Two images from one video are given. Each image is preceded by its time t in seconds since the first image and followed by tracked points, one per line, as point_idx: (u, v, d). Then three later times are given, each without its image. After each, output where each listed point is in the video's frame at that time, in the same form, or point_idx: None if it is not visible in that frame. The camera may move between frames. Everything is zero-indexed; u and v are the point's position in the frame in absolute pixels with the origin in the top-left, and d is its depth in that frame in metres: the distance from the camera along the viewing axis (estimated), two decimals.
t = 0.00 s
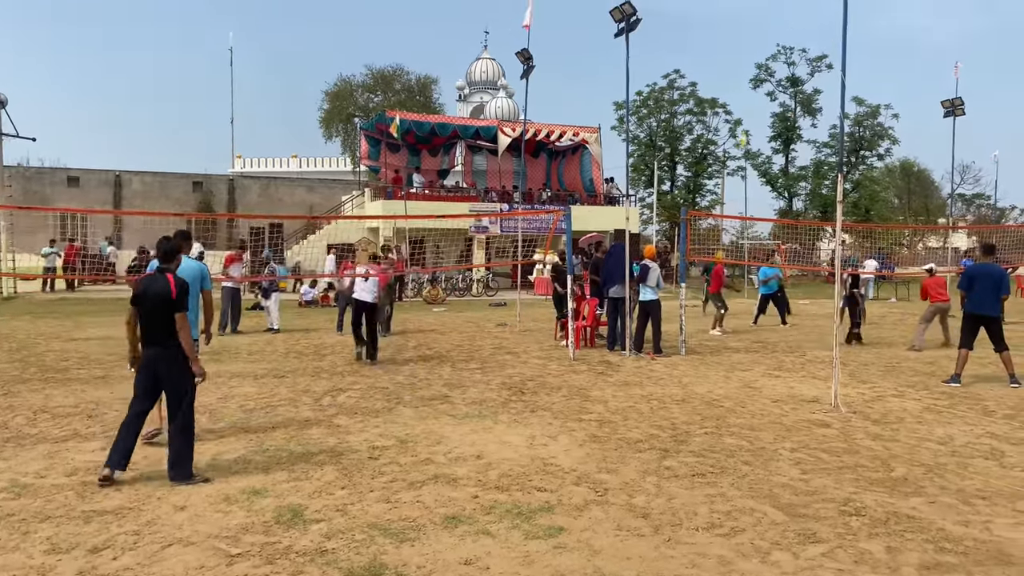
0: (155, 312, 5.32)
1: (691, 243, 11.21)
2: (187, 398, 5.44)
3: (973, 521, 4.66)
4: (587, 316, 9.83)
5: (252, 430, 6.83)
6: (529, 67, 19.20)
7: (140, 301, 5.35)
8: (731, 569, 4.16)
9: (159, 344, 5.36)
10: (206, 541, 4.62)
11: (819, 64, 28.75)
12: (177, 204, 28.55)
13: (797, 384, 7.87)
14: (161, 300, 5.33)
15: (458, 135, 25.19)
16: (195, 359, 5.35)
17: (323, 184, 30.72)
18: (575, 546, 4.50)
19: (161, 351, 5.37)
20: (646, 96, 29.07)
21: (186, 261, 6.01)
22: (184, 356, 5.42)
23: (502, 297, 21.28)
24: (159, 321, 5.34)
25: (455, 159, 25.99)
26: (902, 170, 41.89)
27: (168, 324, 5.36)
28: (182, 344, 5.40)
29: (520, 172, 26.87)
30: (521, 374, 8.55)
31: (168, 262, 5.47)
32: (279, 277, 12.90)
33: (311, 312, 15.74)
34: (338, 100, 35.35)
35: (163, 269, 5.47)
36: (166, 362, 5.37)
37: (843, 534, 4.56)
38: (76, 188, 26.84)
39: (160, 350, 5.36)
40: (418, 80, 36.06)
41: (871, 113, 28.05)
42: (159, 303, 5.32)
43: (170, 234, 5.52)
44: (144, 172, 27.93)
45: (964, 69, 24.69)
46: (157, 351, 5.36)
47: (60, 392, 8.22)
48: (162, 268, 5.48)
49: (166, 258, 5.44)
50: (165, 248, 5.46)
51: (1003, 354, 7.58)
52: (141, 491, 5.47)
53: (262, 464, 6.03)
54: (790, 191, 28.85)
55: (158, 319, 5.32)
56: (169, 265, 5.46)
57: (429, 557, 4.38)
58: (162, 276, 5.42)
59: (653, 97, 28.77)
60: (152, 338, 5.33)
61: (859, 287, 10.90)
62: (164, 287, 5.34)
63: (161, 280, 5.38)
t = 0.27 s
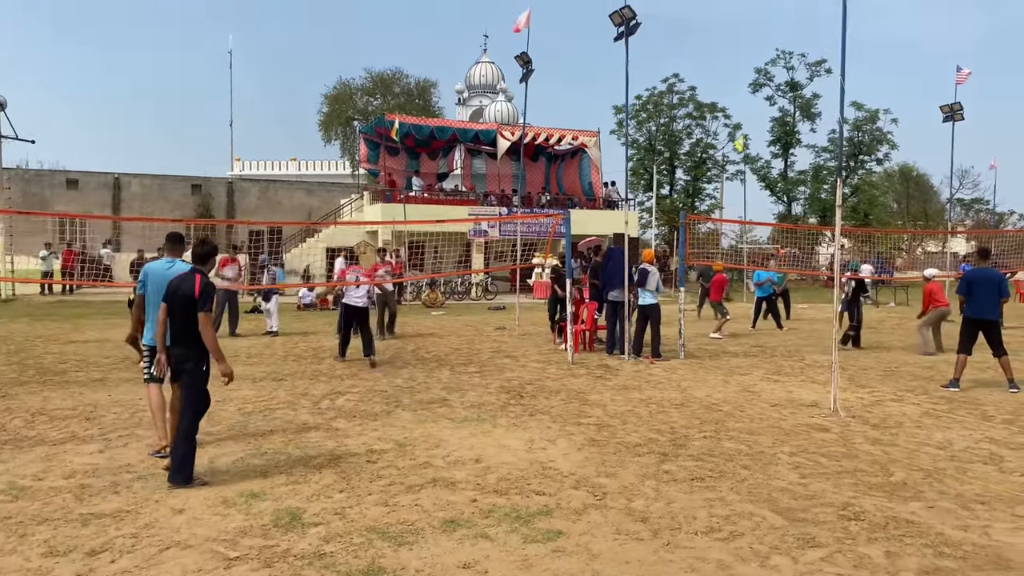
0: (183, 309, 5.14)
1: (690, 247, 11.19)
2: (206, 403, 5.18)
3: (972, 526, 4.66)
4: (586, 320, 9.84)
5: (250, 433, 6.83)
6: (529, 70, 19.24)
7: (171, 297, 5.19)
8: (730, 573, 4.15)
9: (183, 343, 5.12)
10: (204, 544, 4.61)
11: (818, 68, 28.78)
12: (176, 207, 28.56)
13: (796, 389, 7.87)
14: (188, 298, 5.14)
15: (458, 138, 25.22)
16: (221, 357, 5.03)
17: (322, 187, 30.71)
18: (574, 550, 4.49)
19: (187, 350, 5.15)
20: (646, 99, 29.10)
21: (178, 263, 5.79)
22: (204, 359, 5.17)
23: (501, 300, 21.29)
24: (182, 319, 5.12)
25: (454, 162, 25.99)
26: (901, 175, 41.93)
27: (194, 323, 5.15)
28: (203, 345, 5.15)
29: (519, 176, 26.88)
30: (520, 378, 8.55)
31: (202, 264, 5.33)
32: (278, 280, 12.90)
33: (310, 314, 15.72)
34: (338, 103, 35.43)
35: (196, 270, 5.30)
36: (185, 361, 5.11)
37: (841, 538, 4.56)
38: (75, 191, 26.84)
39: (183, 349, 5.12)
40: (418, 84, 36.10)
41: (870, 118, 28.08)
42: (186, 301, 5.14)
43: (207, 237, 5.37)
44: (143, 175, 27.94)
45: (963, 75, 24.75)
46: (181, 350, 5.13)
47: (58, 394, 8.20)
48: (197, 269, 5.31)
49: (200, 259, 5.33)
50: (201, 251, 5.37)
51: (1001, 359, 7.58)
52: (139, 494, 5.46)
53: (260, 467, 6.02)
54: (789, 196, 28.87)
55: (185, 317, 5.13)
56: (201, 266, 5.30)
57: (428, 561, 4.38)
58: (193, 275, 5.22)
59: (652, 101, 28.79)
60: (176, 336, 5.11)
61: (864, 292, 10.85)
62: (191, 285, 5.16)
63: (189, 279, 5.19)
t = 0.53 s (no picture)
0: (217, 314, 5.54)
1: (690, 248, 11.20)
2: (244, 399, 5.61)
3: (972, 527, 4.66)
4: (586, 321, 9.85)
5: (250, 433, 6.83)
6: (529, 71, 19.24)
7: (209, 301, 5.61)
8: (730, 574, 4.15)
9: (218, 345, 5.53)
10: (204, 544, 4.62)
11: (819, 70, 28.79)
12: (176, 207, 28.56)
13: (796, 390, 7.88)
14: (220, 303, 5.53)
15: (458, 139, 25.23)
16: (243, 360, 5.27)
17: (322, 187, 30.72)
18: (574, 551, 4.50)
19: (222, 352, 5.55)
20: (646, 100, 29.12)
21: (171, 264, 5.78)
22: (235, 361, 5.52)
23: (502, 301, 21.28)
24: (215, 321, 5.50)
25: (454, 163, 25.98)
26: (901, 176, 41.94)
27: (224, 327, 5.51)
28: (232, 347, 5.48)
29: (520, 177, 26.89)
30: (520, 379, 8.55)
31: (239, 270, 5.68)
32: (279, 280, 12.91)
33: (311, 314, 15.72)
34: (339, 103, 35.47)
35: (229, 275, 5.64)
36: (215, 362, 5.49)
37: (842, 540, 4.56)
38: (76, 191, 26.83)
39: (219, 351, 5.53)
40: (418, 84, 36.13)
41: (870, 120, 28.09)
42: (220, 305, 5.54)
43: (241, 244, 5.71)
44: (143, 176, 27.94)
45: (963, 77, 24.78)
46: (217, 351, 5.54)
47: (58, 394, 8.21)
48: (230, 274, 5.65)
49: (233, 265, 5.64)
50: (235, 257, 5.68)
51: (1001, 361, 7.59)
52: (139, 494, 5.46)
53: (260, 467, 6.02)
54: (789, 197, 28.88)
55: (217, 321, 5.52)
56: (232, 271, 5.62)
57: (428, 561, 4.38)
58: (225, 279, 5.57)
59: (652, 102, 28.80)
60: (208, 338, 5.51)
61: (862, 295, 10.85)
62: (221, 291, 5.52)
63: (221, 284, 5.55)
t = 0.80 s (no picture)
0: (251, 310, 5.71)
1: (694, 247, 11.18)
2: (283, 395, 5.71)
3: (975, 527, 4.66)
4: (588, 320, 9.86)
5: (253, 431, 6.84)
6: (532, 70, 19.22)
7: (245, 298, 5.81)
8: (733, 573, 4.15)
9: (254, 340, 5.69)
10: (207, 542, 4.62)
11: (821, 69, 28.73)
12: (179, 206, 28.59)
13: (799, 389, 7.88)
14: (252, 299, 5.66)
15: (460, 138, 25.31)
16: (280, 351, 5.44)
17: (325, 186, 30.74)
18: (576, 550, 4.50)
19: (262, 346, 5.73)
20: (649, 99, 29.09)
21: (171, 261, 5.78)
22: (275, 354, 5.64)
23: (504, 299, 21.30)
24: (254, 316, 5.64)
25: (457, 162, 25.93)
26: (904, 175, 41.88)
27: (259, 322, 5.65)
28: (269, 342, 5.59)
29: (522, 175, 26.89)
30: (522, 378, 8.56)
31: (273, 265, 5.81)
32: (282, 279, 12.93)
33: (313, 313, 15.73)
34: (341, 102, 35.45)
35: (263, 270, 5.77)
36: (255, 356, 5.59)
37: (845, 539, 4.56)
38: (78, 189, 26.86)
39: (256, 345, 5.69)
40: (421, 83, 36.13)
41: (873, 118, 28.04)
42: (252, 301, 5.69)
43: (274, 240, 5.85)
44: (146, 174, 27.96)
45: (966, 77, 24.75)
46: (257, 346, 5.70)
47: (60, 392, 8.22)
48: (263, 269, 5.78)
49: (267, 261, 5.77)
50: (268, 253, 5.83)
51: (1005, 361, 7.58)
52: (142, 492, 5.47)
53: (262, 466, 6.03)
54: (791, 196, 28.85)
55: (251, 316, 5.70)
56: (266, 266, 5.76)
57: (430, 560, 4.39)
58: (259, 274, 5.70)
59: (655, 100, 28.78)
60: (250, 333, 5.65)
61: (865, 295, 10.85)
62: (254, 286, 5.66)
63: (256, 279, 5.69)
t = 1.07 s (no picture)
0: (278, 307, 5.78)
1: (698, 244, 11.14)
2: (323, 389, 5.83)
3: (981, 525, 4.65)
4: (593, 318, 9.85)
5: (258, 428, 6.85)
6: (537, 68, 19.18)
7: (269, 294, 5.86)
8: (737, 571, 4.15)
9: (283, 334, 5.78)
10: (212, 539, 4.63)
11: (827, 66, 28.64)
12: (184, 204, 28.66)
13: (804, 387, 7.86)
14: (283, 296, 5.74)
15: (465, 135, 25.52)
16: (319, 343, 5.62)
17: (330, 184, 30.79)
18: (581, 547, 4.49)
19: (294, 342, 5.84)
20: (653, 97, 29.05)
21: (178, 258, 5.78)
22: (308, 347, 5.81)
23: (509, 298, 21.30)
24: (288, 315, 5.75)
25: (462, 159, 25.87)
26: (910, 173, 41.77)
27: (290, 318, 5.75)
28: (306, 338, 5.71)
29: (527, 173, 26.88)
30: (527, 375, 8.56)
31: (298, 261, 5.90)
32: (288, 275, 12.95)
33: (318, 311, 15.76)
34: (346, 100, 35.43)
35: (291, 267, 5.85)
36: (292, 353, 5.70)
37: (850, 537, 4.55)
38: (84, 187, 26.93)
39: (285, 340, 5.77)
40: (426, 81, 36.15)
41: (879, 116, 27.96)
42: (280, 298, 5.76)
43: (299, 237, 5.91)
44: (152, 172, 28.03)
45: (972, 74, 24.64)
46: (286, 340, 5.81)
47: (66, 389, 8.24)
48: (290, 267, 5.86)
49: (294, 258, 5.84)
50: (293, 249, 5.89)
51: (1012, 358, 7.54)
52: (147, 489, 5.48)
53: (267, 463, 6.04)
54: (797, 194, 28.79)
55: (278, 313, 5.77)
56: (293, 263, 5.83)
57: (434, 557, 4.39)
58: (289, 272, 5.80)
59: (660, 98, 28.74)
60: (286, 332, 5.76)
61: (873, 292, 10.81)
62: (283, 283, 5.72)
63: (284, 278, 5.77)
